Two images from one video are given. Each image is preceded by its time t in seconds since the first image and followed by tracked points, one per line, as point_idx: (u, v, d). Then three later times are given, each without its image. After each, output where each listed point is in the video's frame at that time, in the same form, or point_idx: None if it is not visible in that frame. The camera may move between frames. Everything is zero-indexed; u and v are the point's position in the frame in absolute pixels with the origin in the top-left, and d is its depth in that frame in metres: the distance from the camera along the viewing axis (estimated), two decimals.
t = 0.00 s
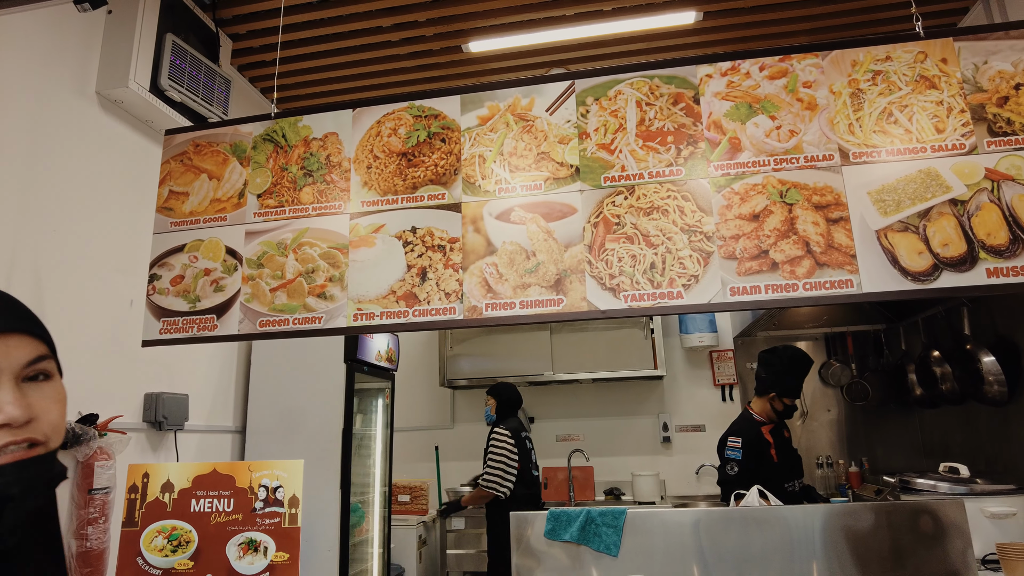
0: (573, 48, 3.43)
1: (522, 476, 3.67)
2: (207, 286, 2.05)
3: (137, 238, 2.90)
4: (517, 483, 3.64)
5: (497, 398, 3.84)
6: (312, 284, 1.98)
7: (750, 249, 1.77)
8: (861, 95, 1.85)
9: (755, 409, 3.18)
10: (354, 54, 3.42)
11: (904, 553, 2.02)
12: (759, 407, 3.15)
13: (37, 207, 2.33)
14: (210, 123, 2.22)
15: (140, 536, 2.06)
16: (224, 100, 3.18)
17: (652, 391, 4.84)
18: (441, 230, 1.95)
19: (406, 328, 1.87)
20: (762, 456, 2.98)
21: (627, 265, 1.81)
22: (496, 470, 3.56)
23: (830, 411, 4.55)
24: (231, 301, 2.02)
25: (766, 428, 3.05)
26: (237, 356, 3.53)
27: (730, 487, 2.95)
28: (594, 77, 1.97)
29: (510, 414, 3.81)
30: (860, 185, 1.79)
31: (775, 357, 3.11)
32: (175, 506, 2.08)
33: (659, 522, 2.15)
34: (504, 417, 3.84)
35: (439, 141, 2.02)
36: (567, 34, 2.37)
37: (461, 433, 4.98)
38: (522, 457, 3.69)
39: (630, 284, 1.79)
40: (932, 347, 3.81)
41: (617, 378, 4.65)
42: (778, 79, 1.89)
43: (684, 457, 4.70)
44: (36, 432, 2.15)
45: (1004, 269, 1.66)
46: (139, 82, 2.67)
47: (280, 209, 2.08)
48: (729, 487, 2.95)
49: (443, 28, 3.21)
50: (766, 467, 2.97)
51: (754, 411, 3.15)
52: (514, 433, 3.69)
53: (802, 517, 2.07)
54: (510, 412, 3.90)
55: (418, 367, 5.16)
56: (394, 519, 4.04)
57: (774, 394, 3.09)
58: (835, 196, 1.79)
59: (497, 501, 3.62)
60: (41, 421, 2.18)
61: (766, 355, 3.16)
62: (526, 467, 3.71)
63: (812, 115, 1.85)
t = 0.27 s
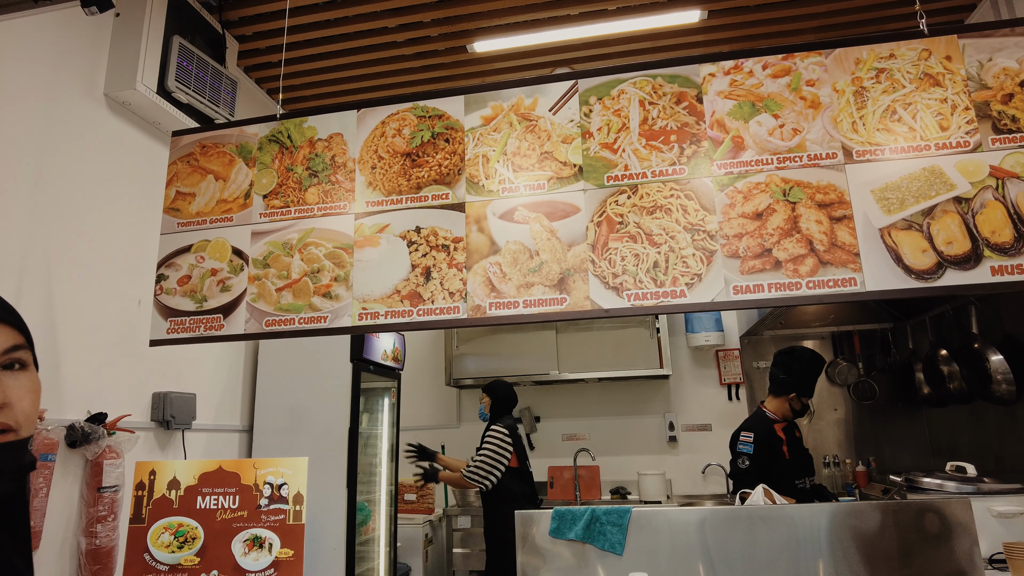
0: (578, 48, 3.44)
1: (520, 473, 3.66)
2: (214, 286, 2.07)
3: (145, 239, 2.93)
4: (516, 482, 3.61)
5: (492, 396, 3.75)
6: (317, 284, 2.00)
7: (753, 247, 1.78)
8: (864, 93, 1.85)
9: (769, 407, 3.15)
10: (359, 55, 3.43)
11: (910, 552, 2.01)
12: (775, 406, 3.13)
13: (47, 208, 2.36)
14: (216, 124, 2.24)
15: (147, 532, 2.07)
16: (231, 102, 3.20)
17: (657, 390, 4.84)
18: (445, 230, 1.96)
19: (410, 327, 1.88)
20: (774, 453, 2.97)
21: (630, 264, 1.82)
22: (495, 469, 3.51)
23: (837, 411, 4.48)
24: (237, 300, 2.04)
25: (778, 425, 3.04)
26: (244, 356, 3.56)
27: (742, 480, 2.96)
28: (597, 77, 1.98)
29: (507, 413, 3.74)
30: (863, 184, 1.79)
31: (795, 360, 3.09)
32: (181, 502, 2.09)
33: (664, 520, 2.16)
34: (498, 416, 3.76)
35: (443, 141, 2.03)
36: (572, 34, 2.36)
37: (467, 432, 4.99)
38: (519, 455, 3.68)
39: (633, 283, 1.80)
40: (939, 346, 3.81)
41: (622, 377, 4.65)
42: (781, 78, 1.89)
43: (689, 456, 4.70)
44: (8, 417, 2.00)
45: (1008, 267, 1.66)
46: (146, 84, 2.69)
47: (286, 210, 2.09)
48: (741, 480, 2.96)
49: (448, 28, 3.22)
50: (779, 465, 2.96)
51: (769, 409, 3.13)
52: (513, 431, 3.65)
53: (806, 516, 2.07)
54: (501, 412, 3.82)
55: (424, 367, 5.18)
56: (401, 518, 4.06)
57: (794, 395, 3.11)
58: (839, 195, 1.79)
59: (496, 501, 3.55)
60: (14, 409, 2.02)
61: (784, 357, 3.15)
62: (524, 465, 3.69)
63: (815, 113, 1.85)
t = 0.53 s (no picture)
0: (582, 48, 3.46)
1: (516, 468, 3.69)
2: (222, 286, 2.09)
3: (154, 240, 2.96)
4: (512, 477, 3.64)
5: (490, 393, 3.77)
6: (325, 284, 2.01)
7: (758, 247, 1.78)
8: (869, 93, 1.85)
9: (785, 407, 3.13)
10: (365, 56, 3.45)
11: (916, 552, 2.02)
12: (792, 406, 3.11)
13: (57, 210, 2.38)
14: (224, 126, 2.26)
15: (159, 530, 2.09)
16: (238, 103, 3.23)
17: (662, 390, 4.84)
18: (451, 231, 1.97)
19: (417, 327, 1.90)
20: (785, 451, 2.98)
21: (636, 264, 1.83)
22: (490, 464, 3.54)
23: (843, 410, 4.48)
24: (246, 301, 2.06)
25: (794, 425, 3.04)
26: (251, 356, 3.58)
27: (754, 475, 2.95)
28: (602, 78, 1.99)
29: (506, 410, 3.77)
30: (868, 184, 1.79)
31: (809, 361, 3.11)
32: (192, 501, 2.12)
33: (671, 519, 2.16)
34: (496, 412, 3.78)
35: (449, 142, 2.05)
36: (577, 34, 2.36)
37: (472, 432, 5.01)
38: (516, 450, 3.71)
39: (638, 283, 1.81)
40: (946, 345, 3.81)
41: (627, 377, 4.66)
42: (786, 78, 1.90)
43: (695, 456, 4.70)
44: None
45: (1014, 267, 1.66)
46: (154, 86, 2.72)
47: (293, 211, 2.11)
48: (755, 475, 2.94)
49: (453, 29, 3.24)
50: (789, 463, 2.97)
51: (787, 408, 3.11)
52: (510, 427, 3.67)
53: (812, 515, 2.08)
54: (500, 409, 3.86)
55: (430, 367, 5.20)
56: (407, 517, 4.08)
57: (810, 395, 3.10)
58: (844, 194, 1.79)
59: (492, 495, 3.59)
60: None
61: (798, 358, 3.17)
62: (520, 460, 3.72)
63: (820, 113, 1.86)
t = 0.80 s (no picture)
0: (587, 47, 3.46)
1: (509, 468, 3.68)
2: (229, 286, 2.10)
3: (161, 239, 2.97)
4: (505, 477, 3.64)
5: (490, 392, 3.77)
6: (332, 284, 2.02)
7: (764, 246, 1.78)
8: (875, 91, 1.85)
9: (791, 405, 3.17)
10: (370, 56, 3.46)
11: (922, 551, 2.01)
12: (797, 403, 3.14)
13: (65, 210, 2.40)
14: (230, 126, 2.27)
15: (167, 528, 2.10)
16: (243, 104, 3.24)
17: (666, 389, 4.84)
18: (457, 230, 1.98)
19: (422, 326, 1.90)
20: (789, 446, 3.00)
21: (641, 263, 1.83)
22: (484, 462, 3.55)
23: (848, 409, 4.47)
24: (253, 300, 2.07)
25: (798, 421, 3.05)
26: (256, 356, 3.59)
27: (756, 469, 2.87)
28: (608, 77, 1.99)
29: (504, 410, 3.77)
30: (874, 182, 1.79)
31: (816, 359, 3.11)
32: (200, 499, 2.12)
33: (677, 518, 2.17)
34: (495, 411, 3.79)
35: (454, 142, 2.05)
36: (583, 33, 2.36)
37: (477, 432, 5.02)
38: (509, 450, 3.71)
39: (644, 282, 1.81)
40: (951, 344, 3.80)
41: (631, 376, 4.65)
42: (792, 77, 1.90)
43: (700, 455, 4.70)
44: None
45: (1022, 265, 1.66)
46: (161, 87, 2.73)
47: (300, 210, 2.12)
48: (756, 469, 2.87)
49: (458, 29, 3.25)
50: (791, 458, 3.00)
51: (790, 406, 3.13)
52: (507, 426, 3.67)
53: (819, 513, 2.08)
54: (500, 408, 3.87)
55: (434, 367, 5.20)
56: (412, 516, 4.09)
57: (815, 393, 3.10)
58: (850, 193, 1.79)
59: (483, 492, 3.59)
60: None
61: (803, 356, 3.17)
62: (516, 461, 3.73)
63: (826, 112, 1.86)
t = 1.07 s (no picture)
0: (588, 47, 3.46)
1: (505, 470, 3.68)
2: (228, 286, 2.10)
3: (161, 240, 2.98)
4: (501, 478, 3.63)
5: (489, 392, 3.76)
6: (330, 284, 2.02)
7: (764, 245, 1.78)
8: (875, 90, 1.84)
9: (780, 405, 3.16)
10: (371, 56, 3.46)
11: (925, 551, 2.01)
12: (787, 404, 3.14)
13: (65, 210, 2.40)
14: (229, 127, 2.27)
15: (164, 528, 2.10)
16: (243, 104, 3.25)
17: (667, 389, 4.83)
18: (456, 230, 1.97)
19: (421, 326, 1.90)
20: (782, 447, 3.00)
21: (640, 262, 1.82)
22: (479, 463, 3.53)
23: (850, 408, 4.46)
24: (252, 300, 2.07)
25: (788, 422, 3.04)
26: (257, 356, 3.60)
27: (751, 471, 2.95)
28: (607, 76, 1.98)
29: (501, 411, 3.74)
30: (874, 181, 1.78)
31: (803, 359, 3.10)
32: (196, 499, 2.12)
33: (676, 518, 2.16)
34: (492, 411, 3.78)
35: (453, 142, 2.05)
36: (583, 32, 2.35)
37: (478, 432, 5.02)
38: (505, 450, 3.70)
39: (643, 282, 1.80)
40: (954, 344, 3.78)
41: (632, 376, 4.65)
42: (792, 76, 1.89)
43: (701, 455, 4.69)
44: None
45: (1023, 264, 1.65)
46: (161, 87, 2.73)
47: (299, 210, 2.12)
48: (751, 470, 2.94)
49: (459, 28, 3.24)
50: (784, 458, 3.00)
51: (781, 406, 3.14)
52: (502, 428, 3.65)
53: (819, 513, 2.07)
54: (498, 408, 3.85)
55: (436, 366, 5.20)
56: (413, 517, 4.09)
57: (805, 393, 3.12)
58: (850, 192, 1.78)
59: (479, 493, 3.61)
60: None
61: (790, 357, 3.14)
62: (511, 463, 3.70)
63: (826, 110, 1.85)
